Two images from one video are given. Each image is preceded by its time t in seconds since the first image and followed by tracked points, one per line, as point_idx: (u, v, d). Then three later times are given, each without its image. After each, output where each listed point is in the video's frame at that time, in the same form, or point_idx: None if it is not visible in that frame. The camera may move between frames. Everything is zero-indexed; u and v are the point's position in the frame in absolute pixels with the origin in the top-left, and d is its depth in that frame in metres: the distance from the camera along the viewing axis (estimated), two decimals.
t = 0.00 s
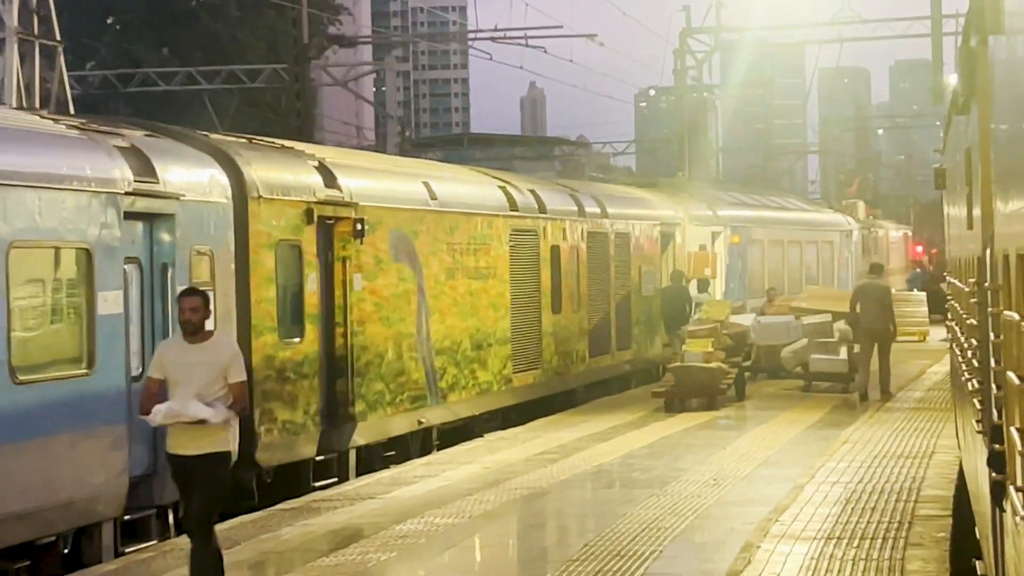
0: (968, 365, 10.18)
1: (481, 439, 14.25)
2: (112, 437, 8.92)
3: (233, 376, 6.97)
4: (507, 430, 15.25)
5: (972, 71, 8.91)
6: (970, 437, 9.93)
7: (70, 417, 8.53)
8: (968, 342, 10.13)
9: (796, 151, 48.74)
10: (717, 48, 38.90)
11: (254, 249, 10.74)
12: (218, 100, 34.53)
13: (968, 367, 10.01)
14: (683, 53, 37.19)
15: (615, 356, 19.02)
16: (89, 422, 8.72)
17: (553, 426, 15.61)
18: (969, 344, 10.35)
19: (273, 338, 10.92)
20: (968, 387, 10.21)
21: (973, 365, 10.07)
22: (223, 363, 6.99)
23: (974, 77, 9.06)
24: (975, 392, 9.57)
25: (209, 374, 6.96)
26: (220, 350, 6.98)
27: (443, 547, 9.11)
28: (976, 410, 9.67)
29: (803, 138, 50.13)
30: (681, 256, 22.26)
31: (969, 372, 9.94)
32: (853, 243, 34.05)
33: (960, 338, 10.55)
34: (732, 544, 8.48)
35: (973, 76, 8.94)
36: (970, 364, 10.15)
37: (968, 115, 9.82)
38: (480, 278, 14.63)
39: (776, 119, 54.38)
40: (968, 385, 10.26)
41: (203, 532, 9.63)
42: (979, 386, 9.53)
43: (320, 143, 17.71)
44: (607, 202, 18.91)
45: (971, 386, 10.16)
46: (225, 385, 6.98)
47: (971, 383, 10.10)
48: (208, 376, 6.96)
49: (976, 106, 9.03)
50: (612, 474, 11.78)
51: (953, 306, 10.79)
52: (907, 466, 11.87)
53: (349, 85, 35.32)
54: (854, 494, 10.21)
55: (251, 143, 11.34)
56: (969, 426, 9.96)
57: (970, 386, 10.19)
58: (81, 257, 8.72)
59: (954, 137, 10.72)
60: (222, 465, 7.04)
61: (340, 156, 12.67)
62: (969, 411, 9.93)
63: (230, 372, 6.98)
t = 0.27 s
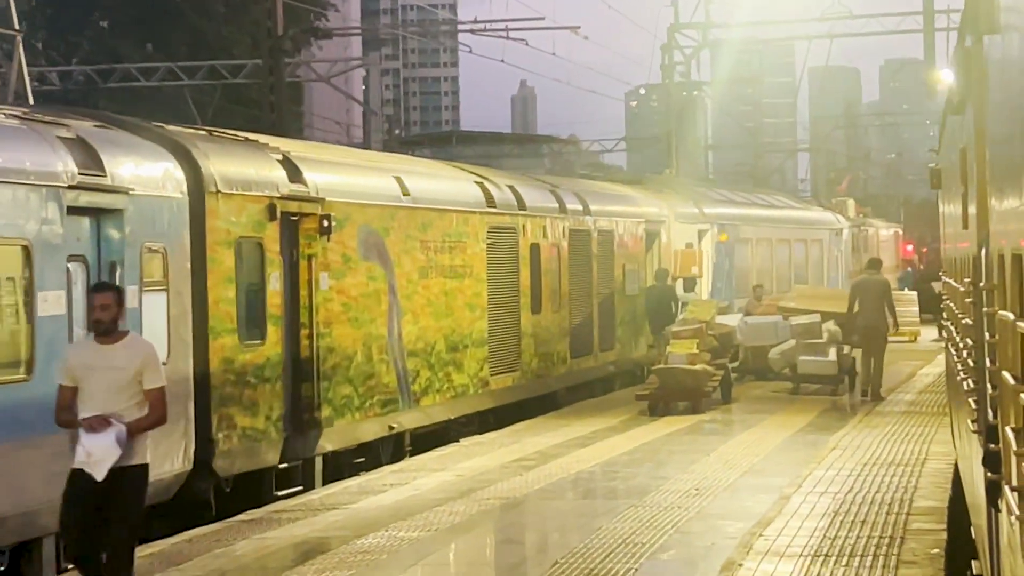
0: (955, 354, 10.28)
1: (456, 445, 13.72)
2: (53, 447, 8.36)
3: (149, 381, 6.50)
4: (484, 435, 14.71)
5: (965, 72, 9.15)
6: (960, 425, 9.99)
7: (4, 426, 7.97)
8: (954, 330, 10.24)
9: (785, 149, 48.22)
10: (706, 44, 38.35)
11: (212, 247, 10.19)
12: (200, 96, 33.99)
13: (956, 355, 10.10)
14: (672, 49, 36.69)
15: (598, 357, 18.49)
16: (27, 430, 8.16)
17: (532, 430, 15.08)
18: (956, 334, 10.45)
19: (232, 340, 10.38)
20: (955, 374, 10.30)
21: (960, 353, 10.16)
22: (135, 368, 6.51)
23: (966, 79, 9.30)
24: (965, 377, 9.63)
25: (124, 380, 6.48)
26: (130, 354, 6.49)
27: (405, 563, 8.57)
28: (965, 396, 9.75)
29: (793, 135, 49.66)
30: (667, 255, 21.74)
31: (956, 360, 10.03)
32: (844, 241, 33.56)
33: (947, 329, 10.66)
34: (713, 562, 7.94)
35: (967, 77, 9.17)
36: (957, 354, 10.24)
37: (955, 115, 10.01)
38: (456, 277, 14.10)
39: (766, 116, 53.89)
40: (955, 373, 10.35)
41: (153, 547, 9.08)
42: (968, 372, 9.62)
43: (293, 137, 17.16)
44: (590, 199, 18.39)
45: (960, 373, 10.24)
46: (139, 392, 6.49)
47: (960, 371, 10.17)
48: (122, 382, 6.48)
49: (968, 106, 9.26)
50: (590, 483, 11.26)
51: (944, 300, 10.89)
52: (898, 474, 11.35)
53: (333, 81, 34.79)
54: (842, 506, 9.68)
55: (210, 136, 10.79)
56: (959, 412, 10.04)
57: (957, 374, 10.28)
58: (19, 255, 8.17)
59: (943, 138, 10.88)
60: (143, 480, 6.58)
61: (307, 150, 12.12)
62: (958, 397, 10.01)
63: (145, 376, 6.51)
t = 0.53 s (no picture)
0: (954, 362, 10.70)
1: (426, 451, 13.17)
2: None
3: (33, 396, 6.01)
4: (457, 440, 14.16)
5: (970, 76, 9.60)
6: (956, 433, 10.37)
7: None
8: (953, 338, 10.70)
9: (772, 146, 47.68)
10: (691, 39, 37.81)
11: (164, 244, 9.64)
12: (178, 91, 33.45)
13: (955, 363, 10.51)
14: (656, 44, 36.19)
15: (577, 359, 17.95)
16: None
17: (507, 435, 14.53)
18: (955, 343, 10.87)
19: (186, 343, 9.82)
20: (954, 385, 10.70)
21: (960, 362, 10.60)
22: (19, 382, 6.02)
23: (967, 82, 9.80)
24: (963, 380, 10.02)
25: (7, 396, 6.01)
26: (14, 368, 6.02)
27: None
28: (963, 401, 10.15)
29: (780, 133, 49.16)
30: (648, 253, 21.21)
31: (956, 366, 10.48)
32: (830, 240, 33.08)
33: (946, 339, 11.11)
34: None
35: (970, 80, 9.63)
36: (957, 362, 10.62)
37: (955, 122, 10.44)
38: (426, 276, 13.56)
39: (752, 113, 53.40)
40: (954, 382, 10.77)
41: (94, 562, 8.52)
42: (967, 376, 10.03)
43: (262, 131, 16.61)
44: (569, 195, 17.85)
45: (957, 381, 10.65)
46: (23, 406, 6.01)
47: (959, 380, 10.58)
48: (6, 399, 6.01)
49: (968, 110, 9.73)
50: (564, 492, 10.72)
51: (938, 308, 11.31)
52: (887, 483, 10.82)
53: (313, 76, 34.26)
54: (828, 519, 9.15)
55: (163, 127, 10.24)
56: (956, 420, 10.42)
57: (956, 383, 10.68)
58: None
59: (939, 140, 11.30)
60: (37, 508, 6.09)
61: (269, 143, 11.57)
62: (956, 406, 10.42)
63: (30, 390, 6.02)
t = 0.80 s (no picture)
0: (938, 357, 10.95)
1: (389, 457, 12.61)
2: None
3: None
4: (422, 445, 13.61)
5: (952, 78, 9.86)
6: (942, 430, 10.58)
7: None
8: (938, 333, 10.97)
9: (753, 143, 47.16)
10: (670, 34, 37.29)
11: (104, 240, 9.09)
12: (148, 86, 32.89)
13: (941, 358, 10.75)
14: (635, 39, 35.67)
15: (550, 360, 17.41)
16: None
17: (475, 439, 14.00)
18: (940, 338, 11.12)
19: (127, 345, 9.27)
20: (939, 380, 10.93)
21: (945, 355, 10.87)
22: None
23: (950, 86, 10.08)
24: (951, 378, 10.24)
25: None
26: None
27: None
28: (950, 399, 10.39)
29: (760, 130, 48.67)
30: (624, 250, 20.69)
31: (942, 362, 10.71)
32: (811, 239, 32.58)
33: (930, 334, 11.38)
34: None
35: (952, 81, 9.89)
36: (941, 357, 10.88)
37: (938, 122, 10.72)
38: (390, 274, 13.03)
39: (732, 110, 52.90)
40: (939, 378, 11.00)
41: None
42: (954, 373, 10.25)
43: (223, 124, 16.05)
44: (542, 191, 17.33)
45: (943, 376, 10.88)
46: None
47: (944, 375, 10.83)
48: None
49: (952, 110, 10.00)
50: (529, 502, 10.17)
51: (925, 306, 11.55)
52: (869, 492, 10.29)
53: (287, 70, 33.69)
54: (807, 534, 8.62)
55: (106, 116, 9.69)
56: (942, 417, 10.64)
57: (941, 378, 10.92)
58: None
59: (926, 144, 11.56)
60: None
61: (221, 135, 11.02)
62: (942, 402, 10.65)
63: None
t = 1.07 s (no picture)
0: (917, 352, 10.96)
1: (344, 466, 12.05)
2: None
3: None
4: (381, 452, 13.04)
5: (928, 71, 9.88)
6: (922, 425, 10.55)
7: None
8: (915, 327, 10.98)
9: (727, 141, 46.67)
10: (643, 29, 36.74)
11: (32, 237, 8.53)
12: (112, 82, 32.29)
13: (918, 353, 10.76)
14: (609, 33, 35.13)
15: (517, 361, 16.87)
16: None
17: (436, 446, 13.44)
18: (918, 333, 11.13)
19: (57, 349, 8.70)
20: (918, 375, 10.92)
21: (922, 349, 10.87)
22: None
23: (926, 80, 10.11)
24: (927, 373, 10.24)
25: None
26: None
27: None
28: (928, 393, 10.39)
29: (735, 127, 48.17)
30: (594, 249, 20.15)
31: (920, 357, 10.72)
32: (786, 236, 32.08)
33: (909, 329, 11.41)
34: None
35: (929, 75, 9.92)
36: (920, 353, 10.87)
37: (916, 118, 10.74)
38: (347, 273, 12.48)
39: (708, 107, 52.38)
40: (917, 372, 11.01)
41: None
42: (930, 367, 10.26)
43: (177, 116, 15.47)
44: (508, 188, 16.79)
45: (923, 372, 10.87)
46: None
47: (922, 370, 10.82)
48: None
49: (928, 104, 10.03)
50: (487, 514, 9.62)
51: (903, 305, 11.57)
52: (847, 503, 9.77)
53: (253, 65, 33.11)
54: (781, 552, 8.08)
55: (38, 106, 9.12)
56: (921, 412, 10.62)
57: (920, 373, 10.92)
58: None
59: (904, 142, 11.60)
60: None
61: (164, 125, 10.45)
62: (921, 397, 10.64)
63: None
